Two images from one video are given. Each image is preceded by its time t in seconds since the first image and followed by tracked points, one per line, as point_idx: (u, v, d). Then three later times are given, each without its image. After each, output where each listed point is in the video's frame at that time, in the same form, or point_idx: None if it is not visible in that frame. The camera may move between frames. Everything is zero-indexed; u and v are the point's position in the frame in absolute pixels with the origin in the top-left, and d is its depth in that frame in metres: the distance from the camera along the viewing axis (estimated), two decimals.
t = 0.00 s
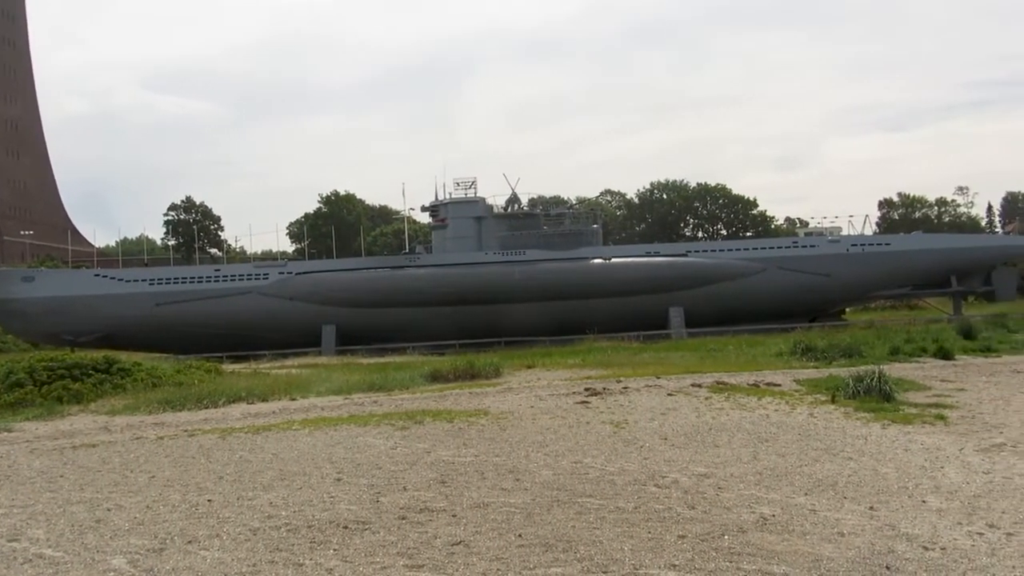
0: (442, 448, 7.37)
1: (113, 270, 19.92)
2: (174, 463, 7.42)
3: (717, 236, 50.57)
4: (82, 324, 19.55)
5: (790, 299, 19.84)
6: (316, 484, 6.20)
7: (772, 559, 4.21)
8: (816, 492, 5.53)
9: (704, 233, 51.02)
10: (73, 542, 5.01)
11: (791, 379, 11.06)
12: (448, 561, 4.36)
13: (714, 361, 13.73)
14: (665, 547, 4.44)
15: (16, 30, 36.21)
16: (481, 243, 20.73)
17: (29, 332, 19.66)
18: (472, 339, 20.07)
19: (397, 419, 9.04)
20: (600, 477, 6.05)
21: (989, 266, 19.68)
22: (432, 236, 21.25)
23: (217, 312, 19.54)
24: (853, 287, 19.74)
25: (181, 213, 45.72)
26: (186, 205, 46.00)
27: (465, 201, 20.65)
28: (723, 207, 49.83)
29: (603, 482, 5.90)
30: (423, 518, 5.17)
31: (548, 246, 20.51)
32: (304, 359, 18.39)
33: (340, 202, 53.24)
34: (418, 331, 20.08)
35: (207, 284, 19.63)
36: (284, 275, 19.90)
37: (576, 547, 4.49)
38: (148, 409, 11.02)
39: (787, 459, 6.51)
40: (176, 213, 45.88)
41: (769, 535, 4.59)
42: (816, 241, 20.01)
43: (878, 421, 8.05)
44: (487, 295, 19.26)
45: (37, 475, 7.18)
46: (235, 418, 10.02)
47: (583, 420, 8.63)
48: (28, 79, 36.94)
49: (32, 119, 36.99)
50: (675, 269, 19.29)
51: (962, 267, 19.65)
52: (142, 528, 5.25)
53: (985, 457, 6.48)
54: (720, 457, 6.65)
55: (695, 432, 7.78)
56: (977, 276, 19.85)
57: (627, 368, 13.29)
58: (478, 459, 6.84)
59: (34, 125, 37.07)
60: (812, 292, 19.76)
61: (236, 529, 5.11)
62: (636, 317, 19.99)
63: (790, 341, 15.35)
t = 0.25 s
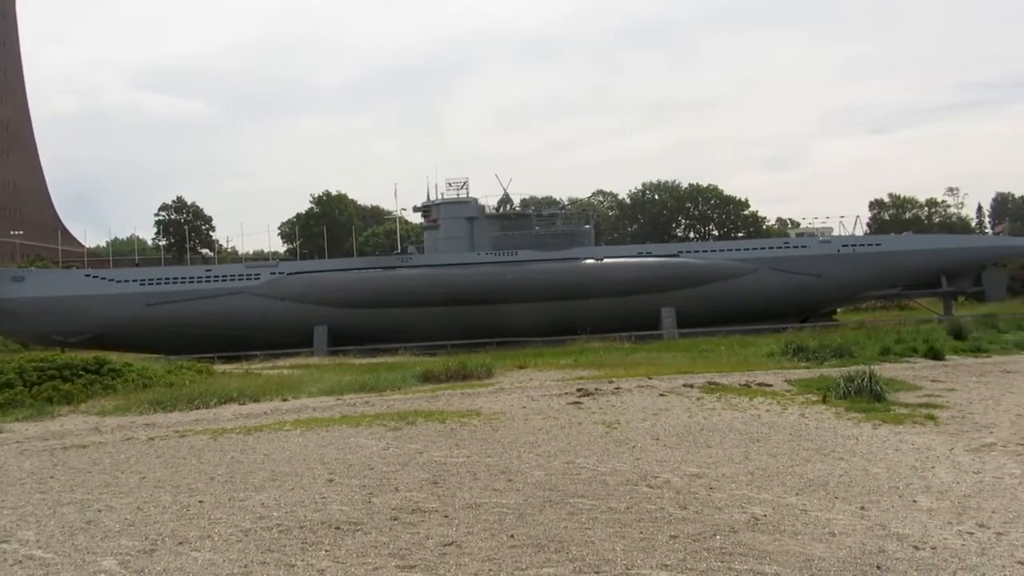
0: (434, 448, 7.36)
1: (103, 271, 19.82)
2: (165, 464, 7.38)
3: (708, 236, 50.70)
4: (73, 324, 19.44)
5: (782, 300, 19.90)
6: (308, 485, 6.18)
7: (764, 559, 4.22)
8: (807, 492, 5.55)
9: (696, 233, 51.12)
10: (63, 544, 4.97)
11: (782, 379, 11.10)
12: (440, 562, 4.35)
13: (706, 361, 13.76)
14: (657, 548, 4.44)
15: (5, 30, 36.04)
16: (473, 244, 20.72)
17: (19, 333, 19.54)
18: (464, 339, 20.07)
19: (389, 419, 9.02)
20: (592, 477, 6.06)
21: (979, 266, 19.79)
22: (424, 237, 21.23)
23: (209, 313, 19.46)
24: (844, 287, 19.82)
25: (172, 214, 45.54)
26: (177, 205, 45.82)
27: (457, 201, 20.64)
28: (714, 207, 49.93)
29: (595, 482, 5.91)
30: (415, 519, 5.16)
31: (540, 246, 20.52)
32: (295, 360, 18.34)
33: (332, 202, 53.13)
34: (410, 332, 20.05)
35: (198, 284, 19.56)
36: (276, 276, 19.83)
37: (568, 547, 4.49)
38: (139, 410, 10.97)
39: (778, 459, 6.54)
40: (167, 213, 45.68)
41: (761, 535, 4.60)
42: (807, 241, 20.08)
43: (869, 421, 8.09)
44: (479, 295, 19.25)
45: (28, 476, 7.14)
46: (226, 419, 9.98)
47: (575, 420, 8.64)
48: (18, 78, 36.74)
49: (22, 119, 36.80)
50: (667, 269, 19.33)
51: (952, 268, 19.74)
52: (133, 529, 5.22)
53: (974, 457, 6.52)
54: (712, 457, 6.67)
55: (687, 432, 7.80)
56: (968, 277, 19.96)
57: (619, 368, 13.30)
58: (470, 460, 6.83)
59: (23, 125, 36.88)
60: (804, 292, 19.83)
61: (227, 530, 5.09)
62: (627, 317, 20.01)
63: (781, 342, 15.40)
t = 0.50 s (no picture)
0: (426, 449, 7.35)
1: (94, 271, 19.72)
2: (156, 465, 7.35)
3: (700, 237, 50.83)
4: (62, 325, 19.34)
5: (773, 301, 19.96)
6: (300, 486, 6.17)
7: (755, 559, 4.23)
8: (798, 492, 5.57)
9: (688, 234, 51.23)
10: (54, 545, 4.94)
11: (774, 380, 11.14)
12: (432, 563, 4.34)
13: (698, 362, 13.79)
14: (649, 548, 4.45)
15: None
16: (465, 245, 20.70)
17: (9, 333, 19.42)
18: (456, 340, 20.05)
19: (381, 420, 8.99)
20: (584, 478, 6.06)
21: (970, 267, 19.89)
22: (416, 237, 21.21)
23: (200, 313, 19.38)
24: (835, 288, 19.90)
25: (163, 214, 45.36)
26: (168, 205, 45.63)
27: (449, 202, 20.62)
28: (706, 208, 50.07)
29: (587, 483, 5.91)
30: (407, 520, 5.15)
31: (532, 247, 20.52)
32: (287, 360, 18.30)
33: (324, 202, 53.00)
34: (403, 332, 20.03)
35: (190, 285, 19.48)
36: (267, 276, 19.77)
37: (560, 548, 4.49)
38: (130, 411, 10.92)
39: (770, 459, 6.56)
40: (158, 213, 45.47)
41: (752, 535, 4.61)
42: (799, 242, 20.14)
43: (860, 421, 8.13)
44: (472, 296, 19.23)
45: (18, 477, 7.09)
46: (218, 420, 9.94)
47: (567, 421, 8.65)
48: (8, 78, 36.54)
49: (11, 119, 36.61)
50: (659, 270, 19.35)
51: (942, 269, 19.83)
52: (124, 530, 5.19)
53: (965, 457, 6.55)
54: (703, 458, 6.68)
55: (679, 432, 7.82)
56: (958, 278, 20.04)
57: (611, 369, 13.30)
58: (462, 460, 6.82)
59: (13, 125, 36.68)
60: (795, 293, 19.89)
61: (219, 531, 5.07)
62: (619, 318, 20.03)
63: (773, 342, 15.44)
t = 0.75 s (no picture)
0: (417, 450, 7.34)
1: (84, 271, 19.61)
2: (147, 466, 7.31)
3: (692, 238, 50.95)
4: (52, 325, 19.22)
5: (765, 302, 20.02)
6: (291, 487, 6.14)
7: (746, 560, 4.24)
8: (789, 493, 5.58)
9: (680, 235, 51.36)
10: (43, 547, 4.90)
11: (765, 381, 11.17)
12: (424, 564, 4.34)
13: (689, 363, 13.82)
14: (641, 549, 4.45)
15: None
16: (457, 246, 20.68)
17: None
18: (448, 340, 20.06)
19: (373, 421, 8.97)
20: (576, 479, 6.06)
21: (960, 269, 19.99)
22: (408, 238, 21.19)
23: (191, 314, 19.29)
24: (826, 289, 19.97)
25: (154, 214, 45.16)
26: (159, 206, 45.43)
27: (441, 202, 20.59)
28: (698, 210, 50.21)
29: (578, 484, 5.91)
30: (398, 521, 5.13)
31: (524, 248, 20.52)
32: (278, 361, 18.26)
33: (316, 203, 52.85)
34: (395, 333, 20.00)
35: (180, 285, 19.39)
36: (259, 277, 19.69)
37: (552, 549, 4.49)
38: (120, 411, 10.86)
39: (761, 460, 6.57)
40: (149, 213, 45.27)
41: (743, 536, 4.62)
42: (790, 244, 20.22)
43: (851, 422, 8.16)
44: (464, 297, 19.21)
45: (7, 478, 7.04)
46: (208, 421, 9.89)
47: (559, 422, 8.65)
48: None
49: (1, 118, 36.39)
50: (650, 271, 19.39)
51: (933, 271, 19.92)
52: (114, 531, 5.16)
53: (954, 458, 6.59)
54: (694, 459, 6.70)
55: (671, 433, 7.83)
56: (948, 280, 20.14)
57: (603, 370, 13.30)
58: (454, 461, 6.81)
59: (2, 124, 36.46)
60: (786, 294, 19.96)
61: (209, 532, 5.05)
62: (611, 319, 20.06)
63: (764, 344, 15.49)
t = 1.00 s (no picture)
0: (410, 451, 7.33)
1: (75, 271, 19.50)
2: (137, 467, 7.27)
3: (684, 240, 51.06)
4: (42, 325, 19.11)
5: (756, 303, 20.07)
6: (282, 488, 6.12)
7: (737, 560, 4.25)
8: (780, 493, 5.60)
9: (672, 236, 51.44)
10: (32, 548, 4.87)
11: (757, 381, 11.21)
12: (416, 565, 4.33)
13: (682, 363, 13.84)
14: (633, 549, 4.45)
15: None
16: (449, 247, 20.66)
17: None
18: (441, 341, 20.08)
19: (365, 422, 8.95)
20: (568, 480, 6.06)
21: (950, 271, 20.07)
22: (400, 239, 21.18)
23: (182, 314, 19.21)
24: (817, 290, 20.03)
25: (146, 215, 44.98)
26: (151, 206, 45.25)
27: (433, 203, 20.57)
28: (690, 211, 50.32)
29: (571, 484, 5.91)
30: (390, 522, 5.12)
31: (516, 249, 20.51)
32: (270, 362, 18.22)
33: (309, 204, 52.73)
34: (387, 334, 19.99)
35: (172, 286, 19.31)
36: (250, 277, 19.62)
37: (544, 550, 4.49)
38: (111, 412, 10.80)
39: (753, 461, 6.59)
40: (140, 213, 45.08)
41: (735, 537, 4.63)
42: (781, 245, 20.26)
43: (842, 423, 8.18)
44: (456, 298, 19.19)
45: None
46: (200, 422, 9.84)
47: (551, 423, 8.64)
48: None
49: None
50: (643, 272, 19.42)
51: (923, 272, 20.01)
52: (105, 533, 5.13)
53: (945, 459, 6.62)
54: (687, 459, 6.71)
55: (663, 434, 7.84)
56: (939, 281, 20.23)
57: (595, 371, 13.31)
58: (446, 462, 6.80)
59: None
60: (778, 295, 20.02)
61: (201, 533, 5.02)
62: (604, 320, 20.08)
63: (756, 345, 15.52)
